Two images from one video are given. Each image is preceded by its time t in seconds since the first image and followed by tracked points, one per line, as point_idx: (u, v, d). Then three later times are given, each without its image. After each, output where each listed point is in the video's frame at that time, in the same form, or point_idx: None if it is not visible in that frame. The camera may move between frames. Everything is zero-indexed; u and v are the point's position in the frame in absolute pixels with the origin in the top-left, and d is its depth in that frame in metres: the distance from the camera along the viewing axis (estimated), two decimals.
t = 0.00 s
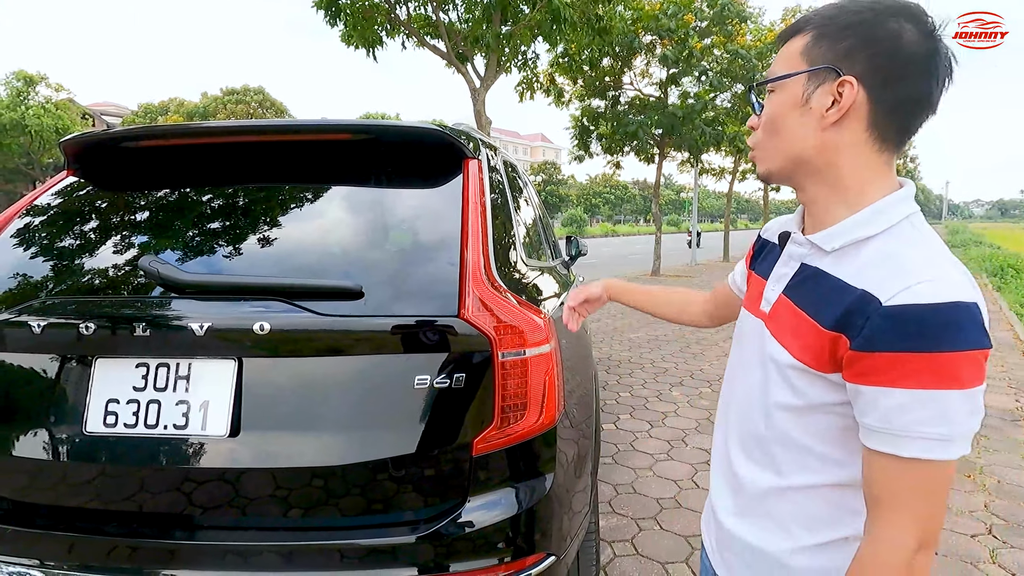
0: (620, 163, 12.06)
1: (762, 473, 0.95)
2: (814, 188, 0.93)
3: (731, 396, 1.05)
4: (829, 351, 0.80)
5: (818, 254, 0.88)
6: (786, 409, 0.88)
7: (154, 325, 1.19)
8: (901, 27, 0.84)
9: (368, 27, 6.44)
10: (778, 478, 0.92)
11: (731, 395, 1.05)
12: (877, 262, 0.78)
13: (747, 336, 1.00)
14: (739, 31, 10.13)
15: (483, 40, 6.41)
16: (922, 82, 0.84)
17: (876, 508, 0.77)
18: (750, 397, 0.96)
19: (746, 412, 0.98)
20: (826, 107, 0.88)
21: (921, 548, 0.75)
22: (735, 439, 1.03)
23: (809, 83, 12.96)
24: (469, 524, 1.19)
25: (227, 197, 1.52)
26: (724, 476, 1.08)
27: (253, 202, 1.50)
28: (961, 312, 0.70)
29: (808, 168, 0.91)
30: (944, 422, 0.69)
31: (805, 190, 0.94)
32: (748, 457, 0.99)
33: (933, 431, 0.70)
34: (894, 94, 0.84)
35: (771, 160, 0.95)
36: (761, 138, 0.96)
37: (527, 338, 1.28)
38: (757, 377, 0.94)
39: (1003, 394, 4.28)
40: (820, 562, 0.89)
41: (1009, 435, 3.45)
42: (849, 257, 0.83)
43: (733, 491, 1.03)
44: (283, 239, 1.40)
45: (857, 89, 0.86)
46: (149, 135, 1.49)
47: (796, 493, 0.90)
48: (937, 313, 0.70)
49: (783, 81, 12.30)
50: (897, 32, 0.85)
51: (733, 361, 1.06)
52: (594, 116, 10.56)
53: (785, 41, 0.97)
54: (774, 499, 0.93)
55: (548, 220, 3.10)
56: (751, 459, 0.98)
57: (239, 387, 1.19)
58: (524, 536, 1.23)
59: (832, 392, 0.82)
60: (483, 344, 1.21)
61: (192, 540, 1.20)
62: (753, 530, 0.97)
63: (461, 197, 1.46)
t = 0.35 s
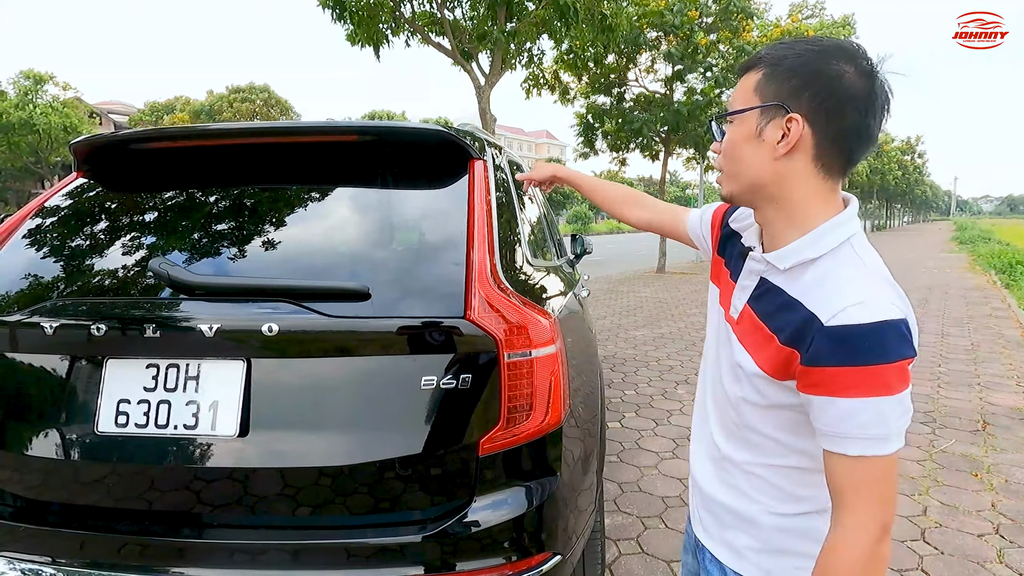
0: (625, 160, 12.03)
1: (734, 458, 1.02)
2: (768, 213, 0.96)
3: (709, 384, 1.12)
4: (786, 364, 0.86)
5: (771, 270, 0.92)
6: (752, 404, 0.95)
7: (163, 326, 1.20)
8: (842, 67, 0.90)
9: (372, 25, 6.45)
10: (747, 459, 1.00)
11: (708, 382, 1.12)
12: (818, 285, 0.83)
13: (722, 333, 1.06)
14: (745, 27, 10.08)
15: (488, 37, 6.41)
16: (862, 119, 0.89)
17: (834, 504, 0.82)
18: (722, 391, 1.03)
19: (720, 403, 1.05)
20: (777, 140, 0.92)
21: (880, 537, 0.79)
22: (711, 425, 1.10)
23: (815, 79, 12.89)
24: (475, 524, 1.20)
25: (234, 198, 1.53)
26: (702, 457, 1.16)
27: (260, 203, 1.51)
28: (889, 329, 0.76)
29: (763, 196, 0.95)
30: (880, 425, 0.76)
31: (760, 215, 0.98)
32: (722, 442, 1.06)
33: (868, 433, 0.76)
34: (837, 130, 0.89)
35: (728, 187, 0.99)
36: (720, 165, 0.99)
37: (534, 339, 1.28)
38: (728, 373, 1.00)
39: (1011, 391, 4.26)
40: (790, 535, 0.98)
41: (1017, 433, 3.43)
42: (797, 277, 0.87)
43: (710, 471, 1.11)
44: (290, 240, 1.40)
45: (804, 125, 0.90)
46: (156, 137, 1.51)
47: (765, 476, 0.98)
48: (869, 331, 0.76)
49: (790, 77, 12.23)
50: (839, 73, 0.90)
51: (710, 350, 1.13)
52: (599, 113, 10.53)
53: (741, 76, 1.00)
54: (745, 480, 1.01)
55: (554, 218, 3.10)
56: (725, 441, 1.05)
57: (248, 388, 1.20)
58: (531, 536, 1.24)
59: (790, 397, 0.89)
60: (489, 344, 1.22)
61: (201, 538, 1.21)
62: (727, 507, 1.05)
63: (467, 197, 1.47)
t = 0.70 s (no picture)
0: (631, 157, 12.00)
1: (752, 473, 1.02)
2: (757, 237, 0.96)
3: (711, 400, 1.11)
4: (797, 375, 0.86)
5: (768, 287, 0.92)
6: (772, 419, 0.94)
7: (176, 343, 1.21)
8: (813, 93, 0.91)
9: (377, 24, 6.43)
10: (767, 474, 1.00)
11: (710, 397, 1.11)
12: (821, 296, 0.84)
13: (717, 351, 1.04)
14: (752, 23, 10.02)
15: (493, 36, 6.40)
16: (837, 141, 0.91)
17: (868, 501, 0.83)
18: (732, 408, 1.01)
19: (729, 420, 1.03)
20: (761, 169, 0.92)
21: (917, 520, 0.81)
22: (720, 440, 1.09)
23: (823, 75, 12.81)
24: (485, 539, 1.21)
25: (244, 209, 1.54)
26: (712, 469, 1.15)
27: (269, 215, 1.52)
28: (900, 331, 0.77)
29: (754, 225, 0.95)
30: (904, 424, 0.77)
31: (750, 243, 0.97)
32: (734, 458, 1.05)
33: (894, 432, 0.77)
34: (819, 155, 0.90)
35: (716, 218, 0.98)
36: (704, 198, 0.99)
37: (543, 356, 1.29)
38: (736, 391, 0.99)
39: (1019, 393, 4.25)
40: (817, 545, 0.98)
41: None
42: (796, 291, 0.87)
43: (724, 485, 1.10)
44: (299, 252, 1.41)
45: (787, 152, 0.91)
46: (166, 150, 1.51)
47: (789, 488, 0.98)
48: (883, 336, 0.77)
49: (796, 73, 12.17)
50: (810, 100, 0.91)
51: (706, 366, 1.11)
52: (604, 110, 10.51)
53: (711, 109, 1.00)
54: (767, 494, 1.00)
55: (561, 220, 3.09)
56: (738, 459, 1.04)
57: (259, 405, 1.21)
58: (541, 551, 1.25)
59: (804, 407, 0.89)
60: (499, 361, 1.22)
61: (214, 552, 1.23)
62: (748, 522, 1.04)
63: (476, 211, 1.47)
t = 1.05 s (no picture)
0: (635, 153, 11.96)
1: (796, 489, 1.01)
2: (799, 239, 0.94)
3: (745, 415, 1.10)
4: (850, 385, 0.85)
5: (814, 292, 0.91)
6: (818, 437, 0.93)
7: (181, 344, 1.21)
8: (843, 87, 0.91)
9: (381, 21, 6.42)
10: (815, 491, 0.98)
11: (744, 412, 1.10)
12: (877, 299, 0.83)
13: (755, 366, 1.03)
14: (758, 18, 9.97)
15: (497, 33, 6.38)
16: (876, 131, 0.90)
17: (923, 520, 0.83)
18: (774, 425, 1.00)
19: (770, 436, 1.02)
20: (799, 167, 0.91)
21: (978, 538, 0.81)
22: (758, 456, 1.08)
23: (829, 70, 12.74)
24: (491, 541, 1.20)
25: (250, 209, 1.54)
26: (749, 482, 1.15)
27: (274, 215, 1.51)
28: (966, 337, 0.76)
29: (795, 226, 0.93)
30: (974, 436, 0.76)
31: (791, 246, 0.95)
32: (776, 474, 1.04)
33: (964, 446, 0.76)
34: (858, 147, 0.89)
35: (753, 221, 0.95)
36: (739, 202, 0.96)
37: (549, 358, 1.28)
38: (779, 407, 0.98)
39: None
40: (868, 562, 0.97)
41: None
42: (846, 295, 0.86)
43: (764, 499, 1.10)
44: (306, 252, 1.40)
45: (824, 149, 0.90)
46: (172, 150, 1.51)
47: (836, 505, 0.97)
48: (950, 343, 0.76)
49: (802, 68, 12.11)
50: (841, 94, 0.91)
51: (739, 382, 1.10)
52: (609, 106, 10.48)
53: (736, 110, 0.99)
54: (811, 510, 1.00)
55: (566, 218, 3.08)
56: (784, 476, 1.03)
57: (265, 406, 1.21)
58: (546, 554, 1.24)
59: (854, 419, 0.88)
60: (504, 362, 1.22)
61: (221, 552, 1.23)
62: (791, 539, 1.04)
63: (481, 211, 1.47)
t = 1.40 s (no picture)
0: (639, 148, 11.93)
1: (852, 500, 0.99)
2: (868, 229, 0.92)
3: (799, 420, 1.08)
4: (915, 387, 0.83)
5: (883, 288, 0.89)
6: (881, 445, 0.91)
7: (185, 339, 1.21)
8: (920, 59, 0.88)
9: (385, 15, 6.40)
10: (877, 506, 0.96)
11: (799, 417, 1.08)
12: (951, 296, 0.80)
13: (814, 368, 1.02)
14: (762, 12, 9.92)
15: (500, 27, 6.36)
16: (957, 105, 0.86)
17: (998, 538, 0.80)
18: (832, 431, 0.98)
19: (827, 442, 1.01)
20: (870, 147, 0.88)
21: None
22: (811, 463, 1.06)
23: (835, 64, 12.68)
24: (495, 534, 1.21)
25: (252, 202, 1.53)
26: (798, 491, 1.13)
27: (277, 208, 1.51)
28: None
29: (864, 210, 0.90)
30: None
31: (859, 232, 0.93)
32: (829, 483, 1.02)
33: None
34: (936, 123, 0.86)
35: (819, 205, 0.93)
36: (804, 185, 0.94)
37: (551, 352, 1.27)
38: (839, 411, 0.96)
39: None
40: None
41: None
42: (921, 291, 0.84)
43: (814, 509, 1.08)
44: (308, 246, 1.40)
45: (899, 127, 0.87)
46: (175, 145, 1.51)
47: (892, 519, 0.95)
48: None
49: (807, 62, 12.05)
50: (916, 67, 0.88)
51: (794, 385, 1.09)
52: (613, 101, 10.44)
53: (799, 90, 0.97)
54: (866, 523, 0.98)
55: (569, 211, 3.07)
56: (842, 489, 1.00)
57: (268, 401, 1.21)
58: (549, 548, 1.24)
59: (919, 426, 0.85)
60: (507, 356, 1.21)
61: (225, 545, 1.24)
62: (851, 555, 1.01)
63: (484, 205, 1.46)
